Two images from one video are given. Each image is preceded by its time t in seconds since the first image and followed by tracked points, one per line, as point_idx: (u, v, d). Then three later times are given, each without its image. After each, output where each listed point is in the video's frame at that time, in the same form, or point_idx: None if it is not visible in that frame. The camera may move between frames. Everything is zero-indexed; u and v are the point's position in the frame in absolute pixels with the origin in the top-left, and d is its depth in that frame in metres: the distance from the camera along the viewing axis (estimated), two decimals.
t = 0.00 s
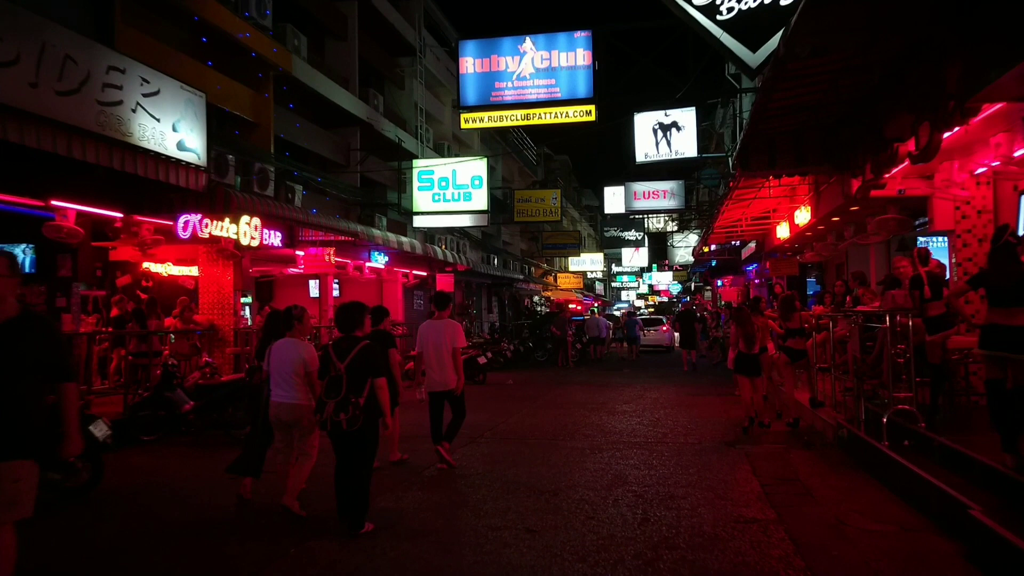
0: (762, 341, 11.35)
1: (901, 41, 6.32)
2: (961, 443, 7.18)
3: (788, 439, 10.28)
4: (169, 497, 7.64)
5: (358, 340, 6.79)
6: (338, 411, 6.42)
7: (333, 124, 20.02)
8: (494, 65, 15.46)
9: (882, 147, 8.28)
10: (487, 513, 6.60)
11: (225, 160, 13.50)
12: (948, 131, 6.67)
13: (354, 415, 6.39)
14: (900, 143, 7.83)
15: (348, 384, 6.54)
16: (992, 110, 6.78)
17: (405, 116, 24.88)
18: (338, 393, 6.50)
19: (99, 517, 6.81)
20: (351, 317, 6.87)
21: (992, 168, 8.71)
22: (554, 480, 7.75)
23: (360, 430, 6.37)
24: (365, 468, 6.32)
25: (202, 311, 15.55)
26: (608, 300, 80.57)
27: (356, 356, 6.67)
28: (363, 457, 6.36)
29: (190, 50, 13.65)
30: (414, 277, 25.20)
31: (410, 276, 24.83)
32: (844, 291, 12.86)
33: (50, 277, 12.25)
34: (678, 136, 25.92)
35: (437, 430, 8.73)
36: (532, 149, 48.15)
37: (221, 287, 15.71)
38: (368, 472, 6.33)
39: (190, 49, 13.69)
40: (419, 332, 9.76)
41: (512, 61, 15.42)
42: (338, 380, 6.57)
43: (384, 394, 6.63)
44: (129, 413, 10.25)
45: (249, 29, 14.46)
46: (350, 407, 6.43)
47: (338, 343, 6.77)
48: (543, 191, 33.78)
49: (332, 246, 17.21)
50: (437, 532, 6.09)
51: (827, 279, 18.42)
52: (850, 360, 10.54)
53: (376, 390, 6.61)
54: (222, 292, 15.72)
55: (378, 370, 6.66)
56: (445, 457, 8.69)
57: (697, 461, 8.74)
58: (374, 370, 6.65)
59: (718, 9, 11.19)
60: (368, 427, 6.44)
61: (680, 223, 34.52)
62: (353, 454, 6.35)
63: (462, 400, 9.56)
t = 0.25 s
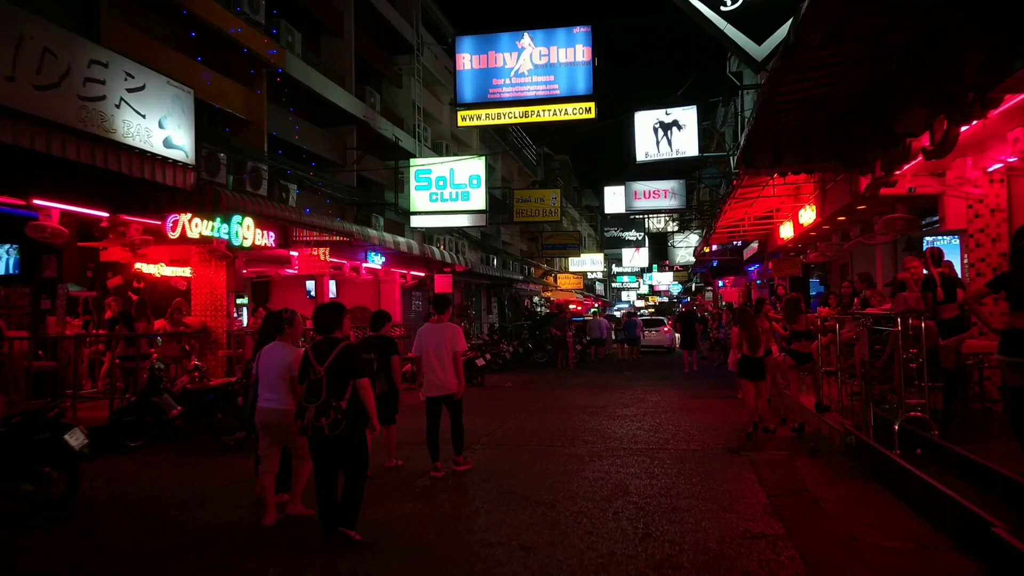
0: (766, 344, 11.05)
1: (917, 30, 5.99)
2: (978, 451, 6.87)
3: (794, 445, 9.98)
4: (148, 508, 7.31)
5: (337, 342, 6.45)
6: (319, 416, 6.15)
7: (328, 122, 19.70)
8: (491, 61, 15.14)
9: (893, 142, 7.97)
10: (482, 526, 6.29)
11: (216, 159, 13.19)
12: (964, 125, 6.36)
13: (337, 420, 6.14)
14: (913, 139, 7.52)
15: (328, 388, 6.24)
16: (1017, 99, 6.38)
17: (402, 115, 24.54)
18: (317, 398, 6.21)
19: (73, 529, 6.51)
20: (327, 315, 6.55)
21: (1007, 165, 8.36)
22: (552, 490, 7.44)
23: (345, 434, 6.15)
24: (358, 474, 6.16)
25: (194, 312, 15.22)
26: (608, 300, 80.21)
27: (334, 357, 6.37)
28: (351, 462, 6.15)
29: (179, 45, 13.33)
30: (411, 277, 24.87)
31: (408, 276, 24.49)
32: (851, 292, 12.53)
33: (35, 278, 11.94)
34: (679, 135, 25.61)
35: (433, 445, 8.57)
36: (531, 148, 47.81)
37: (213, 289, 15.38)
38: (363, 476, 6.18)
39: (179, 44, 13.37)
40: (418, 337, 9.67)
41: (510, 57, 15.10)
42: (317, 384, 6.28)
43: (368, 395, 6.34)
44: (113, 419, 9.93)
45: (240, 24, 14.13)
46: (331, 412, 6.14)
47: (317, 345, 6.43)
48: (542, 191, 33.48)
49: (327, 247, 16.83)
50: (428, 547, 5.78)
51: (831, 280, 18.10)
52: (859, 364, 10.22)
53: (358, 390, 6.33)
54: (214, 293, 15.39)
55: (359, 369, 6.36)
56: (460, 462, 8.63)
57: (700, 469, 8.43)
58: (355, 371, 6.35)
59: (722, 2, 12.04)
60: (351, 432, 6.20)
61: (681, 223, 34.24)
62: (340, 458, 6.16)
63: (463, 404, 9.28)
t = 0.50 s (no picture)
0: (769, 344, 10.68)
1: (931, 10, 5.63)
2: (992, 458, 6.52)
3: (797, 449, 9.62)
4: (119, 515, 6.97)
5: (311, 340, 6.24)
6: (294, 416, 5.95)
7: (322, 117, 19.34)
8: (487, 54, 14.80)
9: (902, 133, 7.61)
10: (468, 538, 5.93)
11: (204, 153, 12.85)
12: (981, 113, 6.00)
13: (313, 419, 5.95)
14: (925, 128, 7.16)
15: (303, 387, 6.02)
16: None
17: (399, 112, 24.17)
18: (292, 397, 6.00)
19: (35, 538, 6.16)
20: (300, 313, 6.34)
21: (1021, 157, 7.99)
22: (543, 498, 7.09)
23: (322, 434, 5.99)
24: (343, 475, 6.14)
25: (181, 311, 14.86)
26: (608, 300, 79.76)
27: (309, 355, 6.14)
28: (329, 461, 6.09)
29: (164, 36, 12.97)
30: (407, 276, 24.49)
31: (404, 275, 24.10)
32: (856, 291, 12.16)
33: (14, 275, 11.59)
34: (679, 133, 25.23)
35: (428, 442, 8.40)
36: (531, 147, 47.40)
37: (202, 287, 15.02)
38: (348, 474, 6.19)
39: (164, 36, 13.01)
40: (418, 336, 9.45)
41: (506, 50, 14.74)
42: (292, 384, 6.06)
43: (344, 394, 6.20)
44: (91, 421, 9.57)
45: (229, 16, 13.77)
46: (307, 412, 5.94)
47: (290, 345, 6.21)
48: (541, 189, 33.14)
49: (318, 244, 16.37)
50: (410, 560, 5.43)
51: (835, 279, 17.72)
52: (865, 365, 9.85)
53: (333, 388, 6.17)
54: (203, 291, 15.02)
55: (334, 368, 6.18)
56: (451, 464, 8.70)
57: (700, 475, 8.07)
58: (331, 370, 6.16)
59: None
60: (326, 432, 6.04)
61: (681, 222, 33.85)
62: (319, 457, 6.03)
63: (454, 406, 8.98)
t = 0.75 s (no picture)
0: (772, 345, 10.30)
1: None
2: (1012, 466, 6.14)
3: (802, 455, 9.24)
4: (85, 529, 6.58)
5: (297, 345, 5.85)
6: (280, 425, 5.59)
7: (315, 113, 18.95)
8: (481, 46, 14.40)
9: (914, 123, 7.22)
10: (454, 554, 5.56)
11: (189, 148, 12.48)
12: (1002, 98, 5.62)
13: (299, 429, 5.61)
14: (939, 117, 6.77)
15: (291, 394, 5.65)
16: None
17: (394, 108, 23.78)
18: (278, 406, 5.62)
19: None
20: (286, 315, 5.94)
21: None
22: (535, 510, 6.71)
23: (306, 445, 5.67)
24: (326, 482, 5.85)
25: (169, 311, 14.48)
26: (608, 299, 79.38)
27: (295, 361, 5.75)
28: (311, 470, 5.76)
29: (146, 27, 12.58)
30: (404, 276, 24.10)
31: (400, 275, 23.70)
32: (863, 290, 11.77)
33: None
34: (679, 129, 24.80)
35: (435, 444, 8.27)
36: (530, 145, 47.00)
37: (189, 287, 14.64)
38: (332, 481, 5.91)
39: (146, 26, 12.61)
40: (415, 336, 9.19)
41: (501, 42, 14.33)
42: (278, 391, 5.66)
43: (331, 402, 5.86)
44: (67, 425, 9.19)
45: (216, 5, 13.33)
46: (293, 422, 5.59)
47: (275, 348, 5.82)
48: (540, 187, 32.73)
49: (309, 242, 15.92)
50: None
51: (839, 278, 17.33)
52: (873, 367, 9.47)
53: (319, 397, 5.81)
54: (191, 290, 14.65)
55: (321, 375, 5.83)
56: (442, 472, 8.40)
57: (701, 483, 7.68)
58: (317, 377, 5.80)
59: None
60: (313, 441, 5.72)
61: (681, 220, 33.42)
62: (302, 468, 5.73)
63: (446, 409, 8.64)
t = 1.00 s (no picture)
0: (778, 347, 9.90)
1: None
2: None
3: (810, 462, 8.84)
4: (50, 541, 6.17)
5: (294, 349, 5.55)
6: (278, 436, 5.31)
7: (308, 109, 18.56)
8: (477, 39, 14.01)
9: (930, 112, 6.82)
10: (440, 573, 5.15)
11: (175, 143, 12.10)
12: None
13: (297, 440, 5.34)
14: (958, 105, 6.38)
15: (289, 404, 5.35)
16: None
17: (390, 105, 23.36)
18: (276, 416, 5.32)
19: None
20: (284, 317, 5.62)
21: None
22: (528, 522, 6.30)
23: (305, 456, 5.42)
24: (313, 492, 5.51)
25: (156, 311, 14.10)
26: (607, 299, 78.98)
27: (293, 366, 5.45)
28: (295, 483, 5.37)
29: (129, 18, 12.20)
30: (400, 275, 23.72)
31: (396, 274, 23.31)
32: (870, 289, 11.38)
33: None
34: (680, 127, 24.39)
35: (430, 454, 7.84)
36: (529, 144, 46.58)
37: (177, 286, 14.23)
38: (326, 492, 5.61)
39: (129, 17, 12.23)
40: (409, 338, 8.76)
41: (497, 35, 13.94)
42: (275, 399, 5.35)
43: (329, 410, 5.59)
44: (43, 429, 8.79)
45: None
46: (292, 432, 5.32)
47: (271, 352, 5.50)
48: (539, 186, 32.31)
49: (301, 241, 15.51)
50: None
51: (844, 277, 16.93)
52: (883, 370, 9.07)
53: (316, 405, 5.51)
54: (179, 289, 14.27)
55: (320, 381, 5.54)
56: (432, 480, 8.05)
57: (704, 492, 7.29)
58: (315, 384, 5.52)
59: None
60: (311, 452, 5.47)
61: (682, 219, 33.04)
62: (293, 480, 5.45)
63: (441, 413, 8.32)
